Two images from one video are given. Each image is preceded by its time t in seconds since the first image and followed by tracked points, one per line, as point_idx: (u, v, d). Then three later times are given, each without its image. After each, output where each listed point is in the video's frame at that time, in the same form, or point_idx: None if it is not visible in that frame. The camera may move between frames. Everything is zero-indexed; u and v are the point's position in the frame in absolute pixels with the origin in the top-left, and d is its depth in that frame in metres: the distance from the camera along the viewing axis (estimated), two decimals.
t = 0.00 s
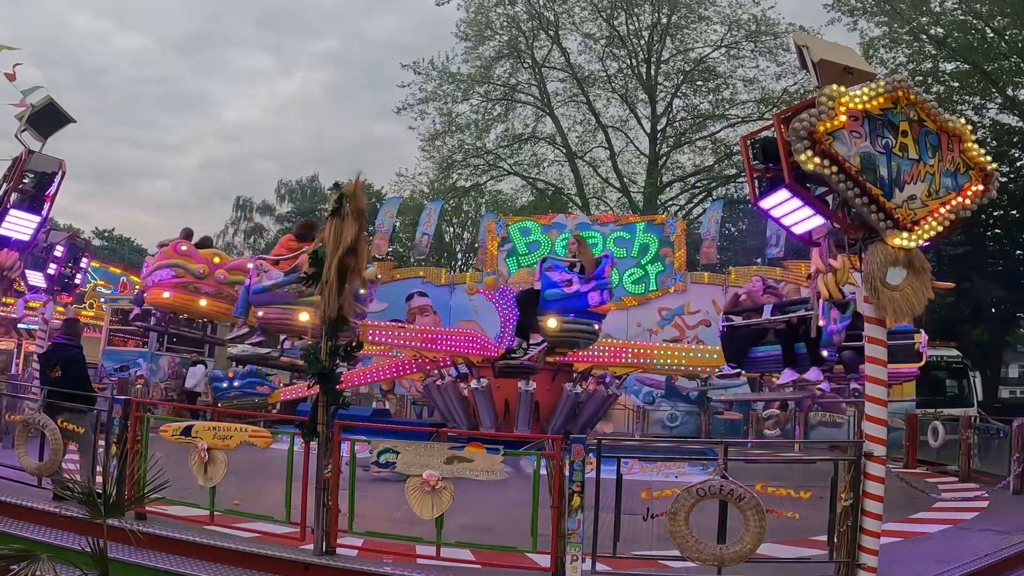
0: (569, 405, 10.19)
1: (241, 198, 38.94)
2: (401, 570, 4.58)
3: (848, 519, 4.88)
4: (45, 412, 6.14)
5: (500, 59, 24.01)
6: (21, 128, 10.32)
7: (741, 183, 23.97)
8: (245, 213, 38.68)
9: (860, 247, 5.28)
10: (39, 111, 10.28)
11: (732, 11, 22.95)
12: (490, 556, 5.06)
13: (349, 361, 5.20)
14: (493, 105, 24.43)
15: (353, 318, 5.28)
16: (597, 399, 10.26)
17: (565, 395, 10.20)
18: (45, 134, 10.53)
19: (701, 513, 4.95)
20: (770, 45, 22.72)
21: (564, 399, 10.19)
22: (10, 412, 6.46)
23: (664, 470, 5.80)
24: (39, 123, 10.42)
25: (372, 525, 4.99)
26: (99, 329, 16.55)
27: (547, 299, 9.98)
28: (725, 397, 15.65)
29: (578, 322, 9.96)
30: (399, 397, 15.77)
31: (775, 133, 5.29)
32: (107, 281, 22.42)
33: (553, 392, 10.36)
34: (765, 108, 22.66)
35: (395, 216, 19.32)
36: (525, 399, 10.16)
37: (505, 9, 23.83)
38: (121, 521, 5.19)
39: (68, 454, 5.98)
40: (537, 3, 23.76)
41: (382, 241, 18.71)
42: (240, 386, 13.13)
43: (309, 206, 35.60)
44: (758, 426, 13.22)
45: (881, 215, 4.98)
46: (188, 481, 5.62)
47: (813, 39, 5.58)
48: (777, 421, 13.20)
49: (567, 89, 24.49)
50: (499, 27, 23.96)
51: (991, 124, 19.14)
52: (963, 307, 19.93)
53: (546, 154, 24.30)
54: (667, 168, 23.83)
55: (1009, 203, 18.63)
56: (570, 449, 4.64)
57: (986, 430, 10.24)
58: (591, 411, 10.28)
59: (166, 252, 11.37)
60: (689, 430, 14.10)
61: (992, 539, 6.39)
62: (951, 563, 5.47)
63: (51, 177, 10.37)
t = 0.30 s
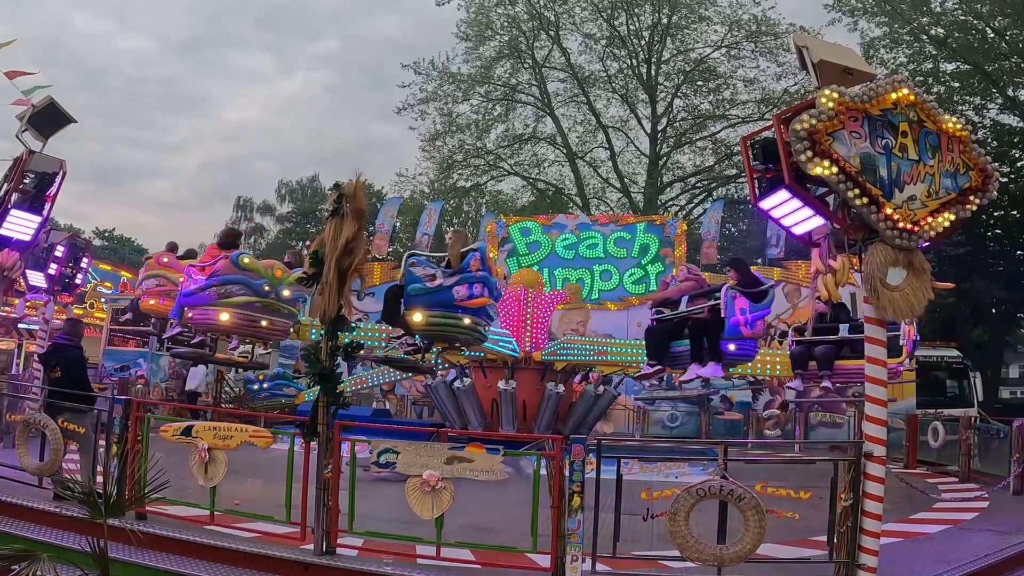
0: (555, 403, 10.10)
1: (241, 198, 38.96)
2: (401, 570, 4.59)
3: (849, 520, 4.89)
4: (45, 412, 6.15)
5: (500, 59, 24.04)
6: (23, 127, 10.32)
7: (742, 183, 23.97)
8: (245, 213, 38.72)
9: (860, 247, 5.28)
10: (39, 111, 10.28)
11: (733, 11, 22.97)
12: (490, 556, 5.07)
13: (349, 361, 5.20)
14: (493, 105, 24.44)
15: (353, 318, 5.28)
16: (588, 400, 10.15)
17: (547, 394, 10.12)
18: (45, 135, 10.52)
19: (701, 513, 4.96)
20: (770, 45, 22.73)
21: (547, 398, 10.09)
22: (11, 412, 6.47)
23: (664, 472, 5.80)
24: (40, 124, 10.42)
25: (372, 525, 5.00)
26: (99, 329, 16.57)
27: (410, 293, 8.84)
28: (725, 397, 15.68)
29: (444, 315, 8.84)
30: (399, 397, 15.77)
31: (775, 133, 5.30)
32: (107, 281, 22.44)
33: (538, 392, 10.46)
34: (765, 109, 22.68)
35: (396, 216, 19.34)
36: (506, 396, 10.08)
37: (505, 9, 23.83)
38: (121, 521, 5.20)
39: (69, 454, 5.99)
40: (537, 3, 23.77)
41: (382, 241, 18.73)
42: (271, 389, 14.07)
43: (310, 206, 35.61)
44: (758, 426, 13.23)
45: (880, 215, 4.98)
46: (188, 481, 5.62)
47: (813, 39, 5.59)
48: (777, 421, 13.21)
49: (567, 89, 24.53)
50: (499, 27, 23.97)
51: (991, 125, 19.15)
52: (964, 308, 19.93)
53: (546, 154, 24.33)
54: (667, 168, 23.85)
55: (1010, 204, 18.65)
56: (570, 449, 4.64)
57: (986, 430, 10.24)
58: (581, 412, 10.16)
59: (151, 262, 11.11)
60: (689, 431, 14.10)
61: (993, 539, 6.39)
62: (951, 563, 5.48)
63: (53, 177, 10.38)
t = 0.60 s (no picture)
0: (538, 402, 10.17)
1: (242, 198, 38.94)
2: (401, 570, 4.58)
3: (849, 520, 4.88)
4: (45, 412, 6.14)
5: (500, 60, 24.04)
6: (23, 127, 10.32)
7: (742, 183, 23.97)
8: (245, 213, 38.70)
9: (861, 247, 5.28)
10: (40, 111, 10.28)
11: (733, 12, 22.99)
12: (490, 556, 5.06)
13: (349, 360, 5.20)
14: (494, 105, 24.45)
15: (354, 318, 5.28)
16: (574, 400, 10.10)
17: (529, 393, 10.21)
18: (45, 135, 10.52)
19: (702, 513, 4.95)
20: (770, 45, 22.73)
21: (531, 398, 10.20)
22: (11, 411, 6.47)
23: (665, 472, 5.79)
24: (40, 124, 10.42)
25: (372, 525, 4.99)
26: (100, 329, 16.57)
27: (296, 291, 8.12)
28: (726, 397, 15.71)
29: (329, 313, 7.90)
30: (399, 398, 15.77)
31: (776, 134, 5.30)
32: (108, 281, 22.44)
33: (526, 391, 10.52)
34: (766, 108, 22.68)
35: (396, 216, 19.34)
36: (486, 396, 10.24)
37: (506, 9, 23.82)
38: (121, 520, 5.19)
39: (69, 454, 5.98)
40: (537, 3, 23.76)
41: (382, 241, 18.75)
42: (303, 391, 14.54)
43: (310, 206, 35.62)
44: (758, 426, 13.23)
45: (881, 216, 4.98)
46: (188, 481, 5.62)
47: (814, 39, 5.59)
48: (777, 422, 13.20)
49: (568, 90, 24.55)
50: (499, 27, 23.97)
51: (992, 125, 19.12)
52: (964, 308, 19.92)
53: (546, 154, 24.34)
54: (668, 168, 23.86)
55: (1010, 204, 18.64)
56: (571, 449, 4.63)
57: (987, 431, 10.24)
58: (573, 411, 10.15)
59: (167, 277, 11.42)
60: (690, 431, 14.09)
61: (993, 540, 6.38)
62: (952, 563, 5.48)
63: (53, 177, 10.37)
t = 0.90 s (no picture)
0: (522, 402, 9.88)
1: (242, 198, 38.92)
2: (402, 570, 4.58)
3: (850, 520, 4.88)
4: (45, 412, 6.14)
5: (500, 59, 24.03)
6: (23, 127, 10.32)
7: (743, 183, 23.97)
8: (245, 213, 38.69)
9: (862, 247, 5.28)
10: (40, 111, 10.28)
11: (734, 12, 22.98)
12: (490, 556, 5.05)
13: (349, 359, 5.20)
14: (494, 105, 24.45)
15: (355, 318, 5.28)
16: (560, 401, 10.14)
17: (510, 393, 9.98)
18: (45, 134, 10.52)
19: (702, 514, 4.95)
20: (770, 45, 22.72)
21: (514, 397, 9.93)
22: (12, 411, 6.48)
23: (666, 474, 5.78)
24: (40, 124, 10.42)
25: (372, 525, 4.99)
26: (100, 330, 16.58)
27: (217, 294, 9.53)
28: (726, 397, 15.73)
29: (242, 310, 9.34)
30: (400, 398, 15.79)
31: (777, 134, 5.29)
32: (108, 280, 22.43)
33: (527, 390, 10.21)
34: (766, 108, 22.68)
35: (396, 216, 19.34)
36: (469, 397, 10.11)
37: (506, 9, 23.82)
38: (121, 521, 5.19)
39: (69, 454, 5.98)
40: (538, 3, 23.74)
41: (382, 242, 18.76)
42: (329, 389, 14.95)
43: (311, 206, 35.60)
44: (758, 426, 13.21)
45: (882, 215, 4.98)
46: (188, 481, 5.62)
47: (815, 39, 5.58)
48: (777, 422, 13.21)
49: (568, 90, 24.56)
50: (499, 27, 23.97)
51: (993, 125, 19.11)
52: (965, 308, 19.92)
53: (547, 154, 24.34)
54: (668, 168, 23.88)
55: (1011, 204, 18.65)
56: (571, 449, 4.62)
57: (987, 431, 10.24)
58: (562, 409, 10.11)
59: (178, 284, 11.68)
60: (690, 431, 14.09)
61: (993, 540, 6.38)
62: (952, 563, 5.48)
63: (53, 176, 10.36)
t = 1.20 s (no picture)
0: (503, 401, 10.22)
1: (242, 198, 38.90)
2: (402, 570, 4.57)
3: (850, 520, 4.87)
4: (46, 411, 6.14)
5: (501, 59, 24.03)
6: (23, 127, 10.31)
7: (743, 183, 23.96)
8: (245, 213, 38.68)
9: (863, 247, 5.27)
10: (40, 111, 10.27)
11: (734, 12, 22.97)
12: (491, 556, 5.05)
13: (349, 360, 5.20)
14: (494, 105, 24.46)
15: (355, 318, 5.27)
16: (543, 402, 10.23)
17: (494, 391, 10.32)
18: (45, 134, 10.51)
19: (703, 514, 4.94)
20: (770, 45, 22.72)
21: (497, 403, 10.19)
22: (12, 411, 6.47)
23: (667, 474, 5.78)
24: (40, 124, 10.41)
25: (372, 525, 4.98)
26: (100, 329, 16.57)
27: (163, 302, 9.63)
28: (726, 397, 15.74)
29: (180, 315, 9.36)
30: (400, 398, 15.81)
31: (777, 133, 5.29)
32: (108, 280, 22.42)
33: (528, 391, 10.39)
34: (767, 108, 22.67)
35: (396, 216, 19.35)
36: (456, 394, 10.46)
37: (506, 9, 23.83)
38: (121, 521, 5.18)
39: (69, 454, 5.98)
40: (538, 3, 23.72)
41: (383, 241, 18.77)
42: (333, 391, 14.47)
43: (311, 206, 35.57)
44: (758, 426, 13.20)
45: (882, 215, 4.98)
46: (189, 481, 5.61)
47: (816, 39, 5.57)
48: (778, 422, 13.21)
49: (568, 90, 24.58)
50: (499, 27, 23.98)
51: (993, 125, 19.11)
52: (965, 308, 19.93)
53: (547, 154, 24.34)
54: (669, 168, 23.89)
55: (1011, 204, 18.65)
56: (571, 449, 4.62)
57: (987, 430, 10.23)
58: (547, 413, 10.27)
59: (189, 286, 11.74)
60: (690, 431, 14.08)
61: (993, 540, 6.37)
62: (953, 563, 5.47)
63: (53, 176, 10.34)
